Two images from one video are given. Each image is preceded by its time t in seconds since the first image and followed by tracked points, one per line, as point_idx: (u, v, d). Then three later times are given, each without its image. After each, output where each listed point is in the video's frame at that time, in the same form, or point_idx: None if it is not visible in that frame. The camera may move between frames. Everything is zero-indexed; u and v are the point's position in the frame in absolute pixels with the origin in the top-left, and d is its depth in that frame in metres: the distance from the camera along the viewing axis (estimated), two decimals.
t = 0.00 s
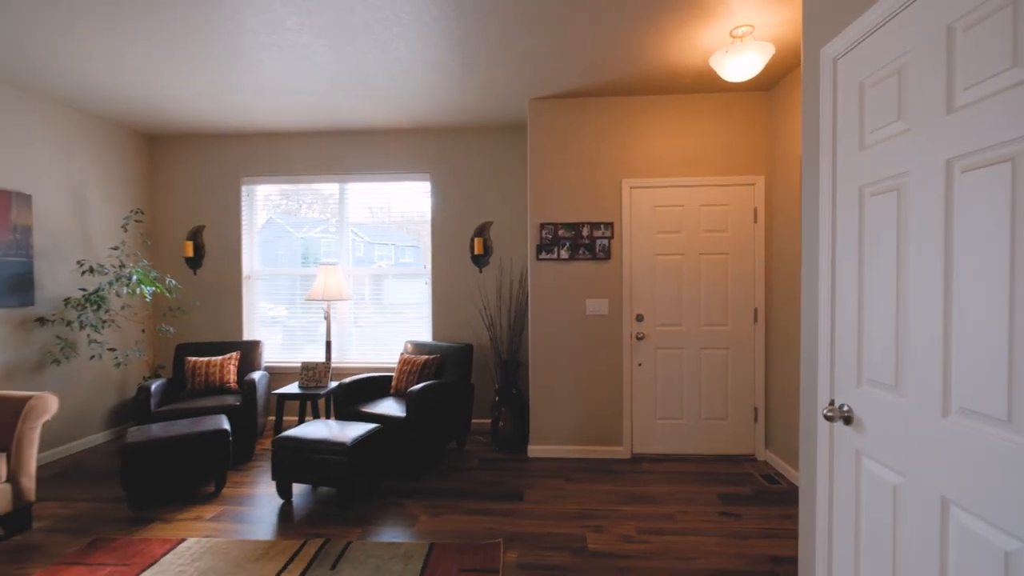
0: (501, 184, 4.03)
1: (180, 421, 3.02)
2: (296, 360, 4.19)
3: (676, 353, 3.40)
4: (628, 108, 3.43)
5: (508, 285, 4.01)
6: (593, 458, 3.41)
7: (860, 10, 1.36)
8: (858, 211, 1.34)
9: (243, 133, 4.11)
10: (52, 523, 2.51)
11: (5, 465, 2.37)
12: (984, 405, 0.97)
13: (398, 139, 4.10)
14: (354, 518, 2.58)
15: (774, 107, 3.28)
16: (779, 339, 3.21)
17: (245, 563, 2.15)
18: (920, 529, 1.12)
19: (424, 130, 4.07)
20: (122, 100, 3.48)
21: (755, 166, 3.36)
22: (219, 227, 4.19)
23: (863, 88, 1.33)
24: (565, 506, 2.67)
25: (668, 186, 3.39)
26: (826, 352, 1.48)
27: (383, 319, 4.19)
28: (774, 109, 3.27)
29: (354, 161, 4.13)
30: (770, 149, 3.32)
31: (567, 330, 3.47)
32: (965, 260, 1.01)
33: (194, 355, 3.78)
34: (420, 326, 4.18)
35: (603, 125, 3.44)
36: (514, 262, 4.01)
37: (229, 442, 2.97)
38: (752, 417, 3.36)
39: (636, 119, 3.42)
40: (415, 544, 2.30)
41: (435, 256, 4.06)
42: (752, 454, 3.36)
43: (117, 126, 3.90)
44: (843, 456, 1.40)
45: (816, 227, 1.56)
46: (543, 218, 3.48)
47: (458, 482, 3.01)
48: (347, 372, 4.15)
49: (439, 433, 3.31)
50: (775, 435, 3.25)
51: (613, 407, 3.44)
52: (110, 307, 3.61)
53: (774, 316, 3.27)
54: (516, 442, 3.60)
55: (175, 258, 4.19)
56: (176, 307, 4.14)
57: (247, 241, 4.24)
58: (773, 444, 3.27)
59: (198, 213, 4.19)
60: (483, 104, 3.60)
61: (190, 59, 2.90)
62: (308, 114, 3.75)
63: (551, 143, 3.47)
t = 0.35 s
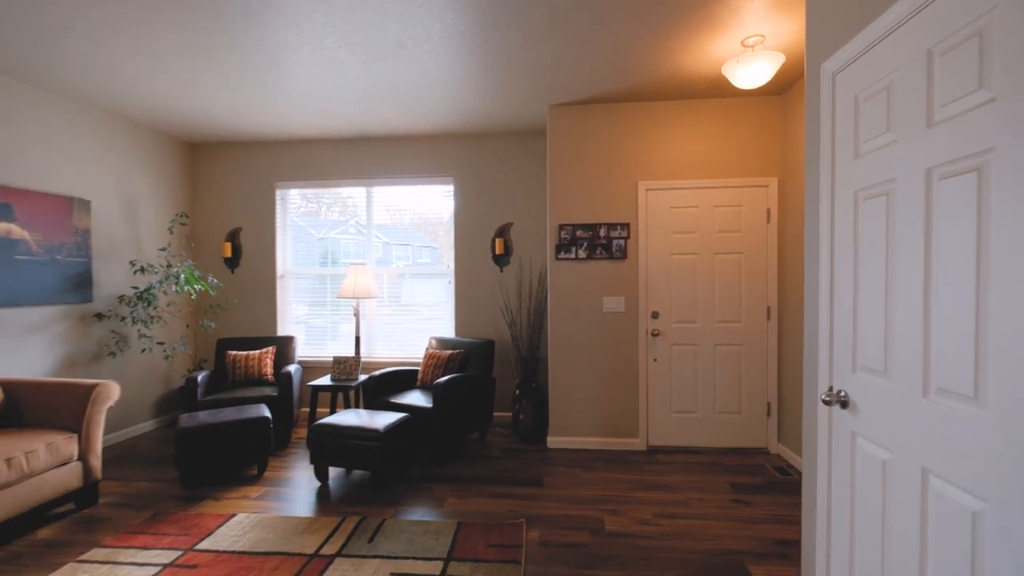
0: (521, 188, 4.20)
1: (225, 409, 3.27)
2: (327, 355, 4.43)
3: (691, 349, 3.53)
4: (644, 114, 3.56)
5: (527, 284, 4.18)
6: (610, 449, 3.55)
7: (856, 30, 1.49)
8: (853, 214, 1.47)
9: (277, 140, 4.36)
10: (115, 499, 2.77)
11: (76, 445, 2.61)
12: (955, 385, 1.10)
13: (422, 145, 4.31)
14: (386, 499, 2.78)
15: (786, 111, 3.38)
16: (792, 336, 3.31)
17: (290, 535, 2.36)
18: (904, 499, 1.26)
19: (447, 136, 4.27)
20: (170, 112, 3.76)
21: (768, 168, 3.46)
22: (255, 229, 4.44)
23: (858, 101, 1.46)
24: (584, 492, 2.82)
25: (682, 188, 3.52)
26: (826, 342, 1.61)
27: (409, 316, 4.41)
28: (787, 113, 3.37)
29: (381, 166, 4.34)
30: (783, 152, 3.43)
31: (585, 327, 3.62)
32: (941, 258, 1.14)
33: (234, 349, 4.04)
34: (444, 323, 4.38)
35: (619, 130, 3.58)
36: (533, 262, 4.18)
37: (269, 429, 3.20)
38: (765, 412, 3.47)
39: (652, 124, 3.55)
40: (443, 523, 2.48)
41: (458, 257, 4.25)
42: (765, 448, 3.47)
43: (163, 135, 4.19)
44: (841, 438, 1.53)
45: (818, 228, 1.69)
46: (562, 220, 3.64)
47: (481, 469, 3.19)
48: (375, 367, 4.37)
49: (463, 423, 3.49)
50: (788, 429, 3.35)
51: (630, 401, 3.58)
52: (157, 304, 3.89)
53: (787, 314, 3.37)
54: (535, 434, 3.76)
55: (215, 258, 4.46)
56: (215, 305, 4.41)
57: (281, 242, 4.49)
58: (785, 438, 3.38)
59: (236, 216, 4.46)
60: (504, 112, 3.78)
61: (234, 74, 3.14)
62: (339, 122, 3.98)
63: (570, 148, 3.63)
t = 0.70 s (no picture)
0: (543, 190, 4.36)
1: (268, 399, 3.51)
2: (358, 350, 4.66)
3: (708, 346, 3.63)
4: (662, 118, 3.68)
5: (549, 283, 4.34)
6: (629, 442, 3.69)
7: (859, 47, 1.61)
8: (855, 217, 1.59)
9: (311, 147, 4.61)
10: (172, 479, 3.02)
11: (139, 429, 2.87)
12: (940, 372, 1.22)
13: (448, 151, 4.50)
14: (418, 484, 2.97)
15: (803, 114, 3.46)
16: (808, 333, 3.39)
17: (332, 513, 2.57)
18: (898, 477, 1.38)
19: (471, 142, 4.45)
20: (215, 123, 4.03)
21: (785, 169, 3.54)
22: (290, 232, 4.70)
23: (860, 113, 1.58)
24: (603, 481, 2.97)
25: (700, 189, 3.62)
26: (831, 336, 1.74)
27: (435, 314, 4.61)
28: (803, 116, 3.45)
29: (409, 171, 4.55)
30: (799, 153, 3.51)
31: (605, 324, 3.76)
32: (929, 258, 1.26)
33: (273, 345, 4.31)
34: (468, 320, 4.57)
35: (638, 134, 3.71)
36: (554, 262, 4.33)
37: (308, 418, 3.43)
38: (781, 407, 3.56)
39: (670, 128, 3.67)
40: (472, 505, 2.66)
41: (482, 257, 4.44)
42: (782, 442, 3.56)
43: (207, 144, 4.47)
44: (844, 424, 1.65)
45: (824, 229, 1.81)
46: (582, 221, 3.78)
47: (506, 459, 3.36)
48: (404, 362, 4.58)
49: (488, 415, 3.67)
50: (805, 424, 3.43)
51: (648, 395, 3.71)
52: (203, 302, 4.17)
53: (803, 312, 3.45)
54: (557, 427, 3.92)
55: (254, 259, 4.74)
56: (254, 303, 4.69)
57: (315, 244, 4.74)
58: (802, 433, 3.46)
59: (273, 219, 4.72)
60: (526, 118, 3.94)
61: (277, 88, 3.38)
62: (370, 130, 4.20)
63: (590, 152, 3.77)
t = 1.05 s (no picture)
0: (567, 192, 4.50)
1: (309, 391, 3.76)
2: (390, 346, 4.90)
3: (729, 343, 3.72)
4: (684, 121, 3.79)
5: (572, 282, 4.48)
6: (651, 436, 3.80)
7: (868, 58, 1.71)
8: (865, 219, 1.70)
9: (346, 154, 4.87)
10: (225, 462, 3.29)
11: (197, 415, 3.13)
12: (938, 360, 1.34)
13: (475, 155, 4.69)
14: (450, 470, 3.16)
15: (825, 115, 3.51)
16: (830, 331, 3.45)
17: (372, 494, 2.78)
18: (902, 459, 1.49)
19: (498, 146, 4.63)
20: (259, 133, 4.31)
21: (806, 170, 3.60)
22: (327, 234, 4.97)
23: (869, 120, 1.69)
24: (626, 471, 3.10)
25: (721, 190, 3.71)
26: (843, 330, 1.85)
27: (464, 311, 4.81)
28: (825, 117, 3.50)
29: (438, 175, 4.76)
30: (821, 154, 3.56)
31: (627, 322, 3.88)
32: (927, 255, 1.38)
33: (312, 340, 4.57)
34: (495, 318, 4.75)
35: (660, 137, 3.82)
36: (578, 262, 4.47)
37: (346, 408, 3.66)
38: (803, 403, 3.62)
39: (692, 131, 3.77)
40: (501, 490, 2.83)
41: (508, 257, 4.61)
42: (803, 438, 3.62)
43: (250, 152, 4.77)
44: (854, 413, 1.76)
45: (838, 229, 1.91)
46: (605, 222, 3.92)
47: (532, 449, 3.52)
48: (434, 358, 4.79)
49: (514, 408, 3.84)
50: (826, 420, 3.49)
51: (670, 391, 3.82)
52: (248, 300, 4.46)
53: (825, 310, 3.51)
54: (581, 421, 4.06)
55: (293, 260, 5.02)
56: (293, 301, 4.97)
57: (350, 245, 5.00)
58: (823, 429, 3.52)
59: (311, 222, 5.00)
60: (551, 123, 4.10)
61: (317, 100, 3.62)
62: (402, 137, 4.42)
63: (613, 155, 3.90)
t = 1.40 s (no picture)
0: (592, 193, 4.63)
1: (349, 383, 4.00)
2: (423, 342, 5.12)
3: (754, 341, 3.79)
4: (708, 123, 3.87)
5: (598, 280, 4.61)
6: (676, 431, 3.90)
7: (883, 67, 1.81)
8: (880, 218, 1.80)
9: (381, 159, 5.12)
10: (275, 447, 3.55)
11: (250, 403, 3.39)
12: (944, 351, 1.44)
13: (503, 159, 4.87)
14: (481, 458, 3.34)
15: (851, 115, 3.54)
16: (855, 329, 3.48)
17: (411, 478, 2.97)
18: (912, 444, 1.59)
19: (525, 150, 4.79)
20: (301, 142, 4.59)
21: (832, 169, 3.63)
22: (363, 236, 5.22)
23: (883, 125, 1.79)
24: (651, 463, 3.21)
25: (746, 190, 3.78)
26: (859, 324, 1.94)
27: (492, 309, 4.99)
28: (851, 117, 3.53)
29: (468, 178, 4.95)
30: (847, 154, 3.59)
31: (652, 319, 3.99)
32: (933, 253, 1.48)
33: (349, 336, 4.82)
34: (523, 316, 4.92)
35: (684, 139, 3.91)
36: (603, 261, 4.60)
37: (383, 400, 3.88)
38: (828, 401, 3.66)
39: (716, 133, 3.84)
40: (531, 477, 2.98)
41: (535, 257, 4.77)
42: (829, 435, 3.66)
43: (292, 159, 5.07)
44: (869, 402, 1.86)
45: (855, 228, 2.00)
46: (630, 223, 4.03)
47: (559, 441, 3.67)
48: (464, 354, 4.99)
49: (542, 402, 3.99)
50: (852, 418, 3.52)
51: (694, 387, 3.91)
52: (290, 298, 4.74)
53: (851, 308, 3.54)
54: (606, 416, 4.18)
55: (331, 260, 5.30)
56: (332, 299, 5.25)
57: (384, 247, 5.25)
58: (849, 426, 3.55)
59: (348, 224, 5.26)
60: (577, 127, 4.23)
61: (357, 110, 3.85)
62: (435, 142, 4.63)
63: (638, 157, 4.01)
